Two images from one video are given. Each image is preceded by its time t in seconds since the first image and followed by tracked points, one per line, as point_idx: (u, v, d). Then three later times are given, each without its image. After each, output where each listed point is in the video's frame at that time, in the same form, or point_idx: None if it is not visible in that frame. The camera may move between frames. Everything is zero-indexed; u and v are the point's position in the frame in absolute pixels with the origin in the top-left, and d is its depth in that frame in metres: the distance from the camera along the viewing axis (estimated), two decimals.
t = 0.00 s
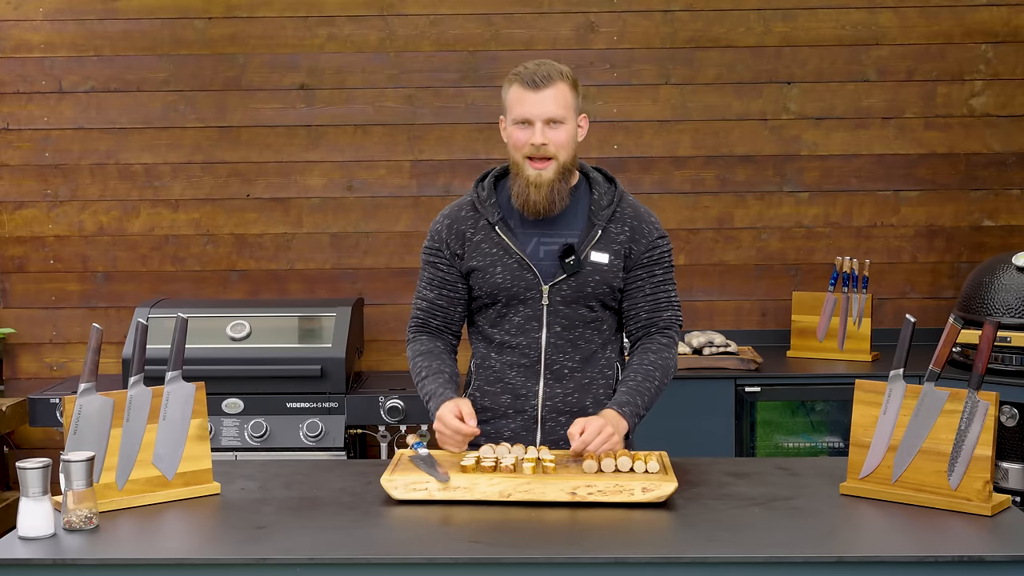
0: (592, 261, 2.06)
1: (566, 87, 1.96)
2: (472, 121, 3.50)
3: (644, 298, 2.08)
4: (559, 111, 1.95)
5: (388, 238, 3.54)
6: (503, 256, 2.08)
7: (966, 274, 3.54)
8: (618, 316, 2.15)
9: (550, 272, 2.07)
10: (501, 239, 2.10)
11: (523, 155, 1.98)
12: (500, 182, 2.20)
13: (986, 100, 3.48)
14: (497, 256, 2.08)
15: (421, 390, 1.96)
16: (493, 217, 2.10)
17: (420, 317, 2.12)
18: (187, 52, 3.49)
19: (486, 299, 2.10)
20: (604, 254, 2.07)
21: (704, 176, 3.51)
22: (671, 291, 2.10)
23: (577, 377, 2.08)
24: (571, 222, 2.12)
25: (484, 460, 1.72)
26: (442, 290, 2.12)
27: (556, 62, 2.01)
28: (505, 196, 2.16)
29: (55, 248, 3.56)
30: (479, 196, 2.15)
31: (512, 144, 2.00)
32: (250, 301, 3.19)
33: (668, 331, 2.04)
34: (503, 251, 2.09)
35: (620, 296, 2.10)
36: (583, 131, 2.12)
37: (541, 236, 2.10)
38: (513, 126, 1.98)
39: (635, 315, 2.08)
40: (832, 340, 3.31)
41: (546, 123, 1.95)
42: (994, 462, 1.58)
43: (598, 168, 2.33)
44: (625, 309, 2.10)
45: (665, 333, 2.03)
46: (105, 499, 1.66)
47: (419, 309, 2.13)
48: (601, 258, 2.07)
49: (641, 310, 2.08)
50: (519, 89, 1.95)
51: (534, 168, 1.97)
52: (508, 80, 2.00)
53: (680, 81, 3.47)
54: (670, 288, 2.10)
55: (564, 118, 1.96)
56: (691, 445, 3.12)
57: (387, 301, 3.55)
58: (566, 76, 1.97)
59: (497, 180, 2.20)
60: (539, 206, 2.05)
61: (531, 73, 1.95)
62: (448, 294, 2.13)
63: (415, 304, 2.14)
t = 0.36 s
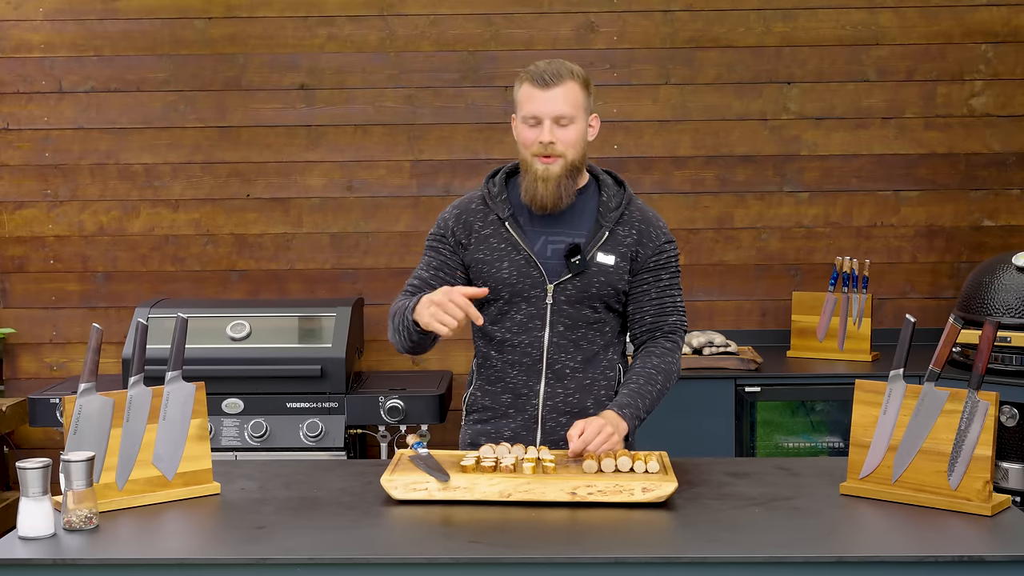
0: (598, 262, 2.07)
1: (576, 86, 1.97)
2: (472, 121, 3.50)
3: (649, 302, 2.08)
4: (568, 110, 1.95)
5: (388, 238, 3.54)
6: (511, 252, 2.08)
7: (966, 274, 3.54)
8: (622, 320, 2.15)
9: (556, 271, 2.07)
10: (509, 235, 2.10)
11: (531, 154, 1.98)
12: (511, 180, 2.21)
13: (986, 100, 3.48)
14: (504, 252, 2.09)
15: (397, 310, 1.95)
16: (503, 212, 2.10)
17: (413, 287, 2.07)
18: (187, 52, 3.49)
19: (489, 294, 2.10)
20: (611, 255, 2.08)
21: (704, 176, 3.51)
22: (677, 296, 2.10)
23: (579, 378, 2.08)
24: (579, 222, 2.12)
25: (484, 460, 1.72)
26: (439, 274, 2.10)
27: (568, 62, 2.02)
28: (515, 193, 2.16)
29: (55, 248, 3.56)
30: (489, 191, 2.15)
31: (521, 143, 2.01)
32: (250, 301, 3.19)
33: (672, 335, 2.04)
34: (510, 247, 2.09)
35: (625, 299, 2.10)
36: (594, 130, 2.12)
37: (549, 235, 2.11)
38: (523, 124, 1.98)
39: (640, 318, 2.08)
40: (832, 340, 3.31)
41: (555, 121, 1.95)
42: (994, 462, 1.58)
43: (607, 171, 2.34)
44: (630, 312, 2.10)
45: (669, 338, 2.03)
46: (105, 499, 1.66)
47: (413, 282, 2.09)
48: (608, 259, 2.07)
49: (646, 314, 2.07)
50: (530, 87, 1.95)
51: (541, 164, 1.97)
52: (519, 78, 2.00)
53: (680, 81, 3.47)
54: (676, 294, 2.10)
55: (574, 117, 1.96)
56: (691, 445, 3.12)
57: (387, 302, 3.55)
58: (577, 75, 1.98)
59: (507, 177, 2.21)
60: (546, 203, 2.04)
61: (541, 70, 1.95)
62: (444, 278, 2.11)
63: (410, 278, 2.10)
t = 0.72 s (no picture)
0: (598, 261, 2.07)
1: (591, 103, 1.93)
2: (472, 121, 3.50)
3: (647, 291, 2.02)
4: (582, 129, 1.92)
5: (388, 238, 3.54)
6: (513, 251, 2.08)
7: (966, 274, 3.54)
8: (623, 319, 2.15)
9: (557, 270, 2.08)
10: (512, 233, 2.10)
11: (541, 168, 1.96)
12: (515, 179, 2.20)
13: (986, 99, 3.48)
14: (506, 251, 2.09)
15: (437, 320, 1.80)
16: (507, 211, 2.10)
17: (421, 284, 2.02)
18: (187, 52, 3.49)
19: (491, 293, 2.10)
20: (612, 254, 2.07)
21: (704, 176, 3.51)
22: (679, 284, 2.02)
23: (579, 377, 2.08)
24: (581, 223, 2.12)
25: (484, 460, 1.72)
26: (446, 270, 2.07)
27: (584, 72, 1.98)
28: (518, 193, 2.16)
29: (55, 248, 3.56)
30: (493, 190, 2.15)
31: (531, 154, 1.98)
32: (250, 301, 3.19)
33: (675, 313, 1.93)
34: (513, 246, 2.09)
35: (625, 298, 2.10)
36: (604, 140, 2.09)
37: (551, 235, 2.11)
38: (536, 138, 1.95)
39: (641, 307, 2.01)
40: (832, 340, 3.31)
41: (569, 140, 1.93)
42: (994, 462, 1.58)
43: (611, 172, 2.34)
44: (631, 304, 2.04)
45: (669, 313, 1.93)
46: (105, 499, 1.66)
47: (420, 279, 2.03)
48: (609, 258, 2.07)
49: (646, 300, 2.00)
50: (548, 102, 1.91)
51: (551, 180, 1.96)
52: (534, 87, 1.97)
53: (680, 81, 3.47)
54: (679, 282, 2.03)
55: (587, 137, 1.94)
56: (691, 445, 3.12)
57: (387, 302, 3.55)
58: (594, 92, 1.94)
59: (511, 176, 2.20)
60: (553, 213, 2.05)
61: (561, 86, 1.91)
62: (451, 275, 2.07)
63: (415, 275, 2.05)
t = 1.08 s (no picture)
0: (596, 260, 2.07)
1: (582, 103, 1.93)
2: (472, 121, 3.50)
3: (657, 286, 2.03)
4: (574, 131, 1.92)
5: (388, 238, 3.54)
6: (511, 251, 2.09)
7: (966, 274, 3.54)
8: (624, 319, 2.15)
9: (555, 269, 2.08)
10: (509, 234, 2.10)
11: (535, 170, 1.97)
12: (511, 180, 2.21)
13: (986, 99, 3.48)
14: (504, 251, 2.09)
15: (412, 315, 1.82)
16: (503, 211, 2.10)
17: (414, 287, 2.04)
18: (187, 52, 3.49)
19: (489, 293, 2.10)
20: (609, 253, 2.08)
21: (704, 176, 3.51)
22: (682, 279, 2.04)
23: (579, 376, 2.08)
24: (579, 223, 2.12)
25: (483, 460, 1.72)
26: (442, 270, 2.09)
27: (574, 72, 1.98)
28: (515, 193, 2.16)
29: (55, 248, 3.56)
30: (489, 191, 2.15)
31: (524, 156, 1.99)
32: (250, 301, 3.19)
33: (687, 305, 1.94)
34: (510, 246, 2.09)
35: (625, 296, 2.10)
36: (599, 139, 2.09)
37: (548, 234, 2.11)
38: (529, 141, 1.96)
39: (652, 300, 2.02)
40: (832, 340, 3.31)
41: (561, 143, 1.93)
42: (994, 462, 1.58)
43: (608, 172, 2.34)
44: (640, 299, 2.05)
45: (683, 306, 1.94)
46: (105, 499, 1.66)
47: (414, 282, 2.06)
48: (606, 256, 2.07)
49: (658, 294, 2.01)
50: (538, 105, 1.92)
51: (545, 182, 1.97)
52: (524, 90, 1.97)
53: (680, 81, 3.47)
54: (680, 277, 2.05)
55: (580, 137, 1.94)
56: (691, 445, 3.12)
57: (388, 302, 3.55)
58: (584, 92, 1.94)
59: (507, 177, 2.21)
60: (550, 215, 2.04)
61: (550, 89, 1.92)
62: (447, 275, 2.09)
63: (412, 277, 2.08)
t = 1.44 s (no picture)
0: (596, 263, 2.07)
1: (575, 109, 1.92)
2: (472, 121, 3.50)
3: (652, 292, 2.05)
4: (567, 137, 1.91)
5: (388, 239, 3.54)
6: (509, 254, 2.08)
7: (966, 274, 3.54)
8: (622, 320, 2.16)
9: (555, 272, 2.08)
10: (507, 236, 2.10)
11: (529, 177, 1.95)
12: (508, 181, 2.20)
13: (986, 99, 3.48)
14: (503, 254, 2.09)
15: (425, 332, 1.84)
16: (501, 214, 2.10)
17: (418, 295, 2.05)
18: (187, 52, 3.49)
19: (488, 296, 2.10)
20: (609, 256, 2.08)
21: (704, 176, 3.51)
22: (678, 286, 2.05)
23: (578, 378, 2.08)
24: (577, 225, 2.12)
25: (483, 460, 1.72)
26: (444, 277, 2.09)
27: (567, 77, 1.96)
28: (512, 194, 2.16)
29: (55, 248, 3.56)
30: (487, 192, 2.14)
31: (519, 162, 1.97)
32: (250, 301, 3.19)
33: (680, 316, 1.97)
34: (509, 249, 2.09)
35: (622, 298, 2.10)
36: (593, 144, 2.08)
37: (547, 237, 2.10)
38: (523, 147, 1.94)
39: (645, 308, 2.04)
40: (832, 340, 3.31)
41: (555, 149, 1.92)
42: (994, 462, 1.58)
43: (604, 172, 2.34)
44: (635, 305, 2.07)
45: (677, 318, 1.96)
46: (105, 499, 1.66)
47: (418, 290, 2.06)
48: (606, 260, 2.07)
49: (651, 303, 2.03)
50: (531, 111, 1.90)
51: (539, 189, 1.95)
52: (518, 95, 1.95)
53: (680, 81, 3.47)
54: (677, 284, 2.06)
55: (574, 144, 1.92)
56: (691, 445, 3.12)
57: (388, 302, 3.55)
58: (577, 98, 1.93)
59: (504, 178, 2.20)
60: (544, 223, 2.04)
61: (543, 95, 1.90)
62: (449, 281, 2.09)
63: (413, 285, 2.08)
